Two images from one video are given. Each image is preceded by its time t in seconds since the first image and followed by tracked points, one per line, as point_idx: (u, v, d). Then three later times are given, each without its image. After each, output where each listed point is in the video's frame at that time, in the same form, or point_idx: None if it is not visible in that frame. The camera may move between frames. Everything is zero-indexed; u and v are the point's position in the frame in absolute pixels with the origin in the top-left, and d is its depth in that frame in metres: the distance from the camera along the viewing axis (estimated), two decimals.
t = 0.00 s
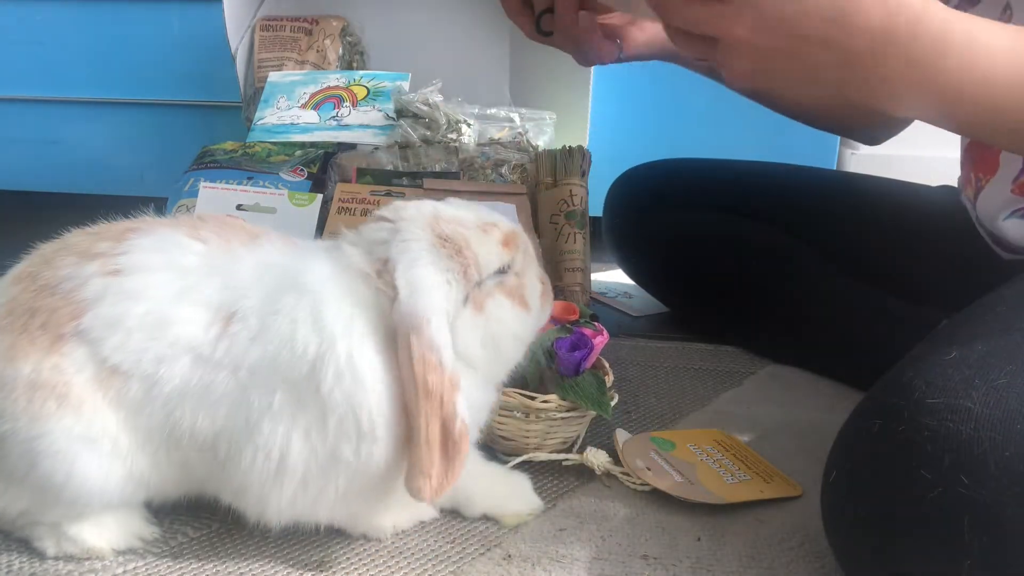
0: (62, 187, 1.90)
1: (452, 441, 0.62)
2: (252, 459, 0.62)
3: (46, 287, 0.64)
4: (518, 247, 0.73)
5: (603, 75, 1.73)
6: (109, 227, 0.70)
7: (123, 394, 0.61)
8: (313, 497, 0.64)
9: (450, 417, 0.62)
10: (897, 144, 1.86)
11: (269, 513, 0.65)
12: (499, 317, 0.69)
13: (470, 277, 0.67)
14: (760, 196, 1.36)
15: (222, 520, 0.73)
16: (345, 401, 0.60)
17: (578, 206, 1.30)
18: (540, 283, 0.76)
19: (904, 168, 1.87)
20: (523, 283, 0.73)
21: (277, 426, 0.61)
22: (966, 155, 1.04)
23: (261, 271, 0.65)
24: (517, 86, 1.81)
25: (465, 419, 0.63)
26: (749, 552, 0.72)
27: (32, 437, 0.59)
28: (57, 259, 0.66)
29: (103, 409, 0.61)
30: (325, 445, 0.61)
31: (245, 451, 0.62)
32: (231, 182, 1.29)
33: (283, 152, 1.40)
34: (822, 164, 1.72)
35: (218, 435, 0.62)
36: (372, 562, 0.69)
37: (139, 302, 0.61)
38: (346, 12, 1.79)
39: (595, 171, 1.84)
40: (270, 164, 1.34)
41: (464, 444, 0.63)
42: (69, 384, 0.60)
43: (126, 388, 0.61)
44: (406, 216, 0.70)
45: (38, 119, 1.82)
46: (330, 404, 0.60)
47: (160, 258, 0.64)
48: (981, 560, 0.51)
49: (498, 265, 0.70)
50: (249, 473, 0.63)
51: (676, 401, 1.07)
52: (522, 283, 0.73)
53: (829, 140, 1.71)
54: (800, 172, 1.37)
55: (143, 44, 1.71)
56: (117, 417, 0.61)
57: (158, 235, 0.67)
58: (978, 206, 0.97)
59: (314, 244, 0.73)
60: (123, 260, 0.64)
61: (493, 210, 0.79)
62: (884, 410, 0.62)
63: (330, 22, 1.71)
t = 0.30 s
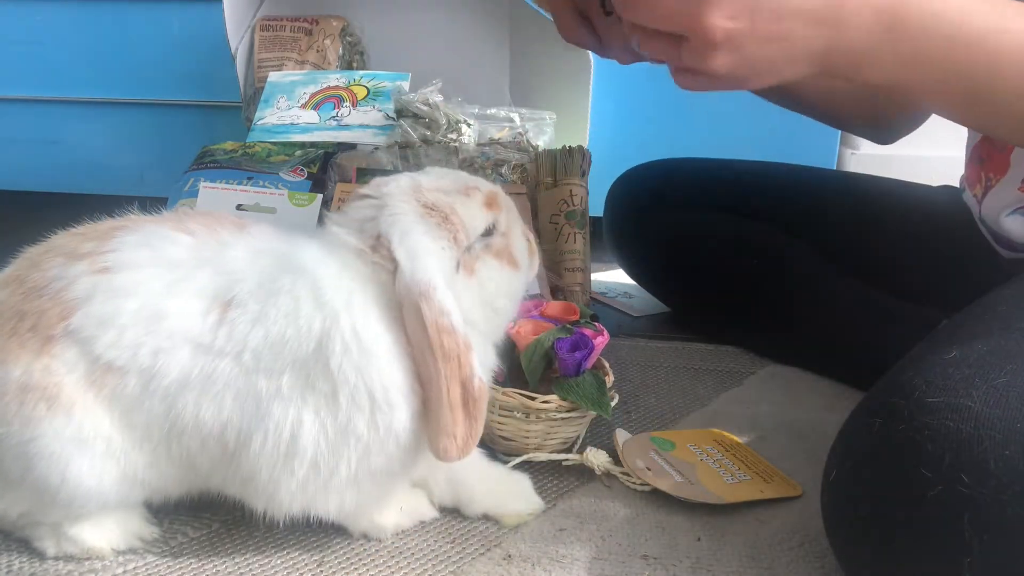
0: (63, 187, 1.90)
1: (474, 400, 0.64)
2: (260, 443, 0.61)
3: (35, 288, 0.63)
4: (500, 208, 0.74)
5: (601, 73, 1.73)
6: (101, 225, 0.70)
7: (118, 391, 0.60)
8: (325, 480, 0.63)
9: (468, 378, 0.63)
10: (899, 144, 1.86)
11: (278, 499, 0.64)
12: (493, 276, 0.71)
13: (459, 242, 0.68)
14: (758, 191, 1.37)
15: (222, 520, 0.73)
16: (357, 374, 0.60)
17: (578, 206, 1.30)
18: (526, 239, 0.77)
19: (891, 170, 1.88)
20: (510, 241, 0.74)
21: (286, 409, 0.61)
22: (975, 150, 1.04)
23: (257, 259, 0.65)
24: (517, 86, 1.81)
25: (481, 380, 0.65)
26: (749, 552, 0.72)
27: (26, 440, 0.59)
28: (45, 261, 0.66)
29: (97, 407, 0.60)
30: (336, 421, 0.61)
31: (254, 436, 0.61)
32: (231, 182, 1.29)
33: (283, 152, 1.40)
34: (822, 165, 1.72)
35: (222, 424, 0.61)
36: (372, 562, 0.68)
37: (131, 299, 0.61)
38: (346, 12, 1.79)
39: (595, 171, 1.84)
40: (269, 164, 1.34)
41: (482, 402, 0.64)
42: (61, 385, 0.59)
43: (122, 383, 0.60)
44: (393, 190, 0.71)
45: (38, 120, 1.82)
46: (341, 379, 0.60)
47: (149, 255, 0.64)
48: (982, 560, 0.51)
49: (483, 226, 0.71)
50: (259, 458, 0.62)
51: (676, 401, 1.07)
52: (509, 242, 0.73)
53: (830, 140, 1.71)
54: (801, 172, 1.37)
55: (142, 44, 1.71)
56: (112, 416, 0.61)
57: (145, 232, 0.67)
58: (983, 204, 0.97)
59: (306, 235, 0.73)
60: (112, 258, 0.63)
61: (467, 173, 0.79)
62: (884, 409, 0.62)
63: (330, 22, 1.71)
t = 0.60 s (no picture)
0: (64, 187, 1.90)
1: (461, 396, 0.64)
2: (255, 442, 0.61)
3: (29, 290, 0.63)
4: (501, 210, 0.72)
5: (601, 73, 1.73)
6: (97, 225, 0.69)
7: (115, 391, 0.60)
8: (322, 476, 0.63)
9: (458, 374, 0.63)
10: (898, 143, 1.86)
11: (277, 496, 0.64)
12: (489, 279, 0.69)
13: (455, 239, 0.67)
14: (752, 195, 1.37)
15: (222, 520, 0.74)
16: (348, 372, 0.60)
17: (577, 206, 1.30)
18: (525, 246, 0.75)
19: (873, 166, 1.86)
20: (507, 244, 0.72)
21: (279, 408, 0.61)
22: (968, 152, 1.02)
23: (250, 256, 0.65)
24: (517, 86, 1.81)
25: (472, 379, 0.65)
26: (749, 552, 0.72)
27: (23, 441, 0.59)
28: (41, 262, 0.65)
29: (92, 408, 0.60)
30: (329, 418, 0.61)
31: (249, 435, 0.61)
32: (232, 182, 1.29)
33: (283, 152, 1.40)
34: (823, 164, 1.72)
35: (214, 423, 0.61)
36: (372, 562, 0.68)
37: (125, 299, 0.60)
38: (346, 12, 1.79)
39: (595, 171, 1.84)
40: (270, 164, 1.34)
41: (472, 401, 0.64)
42: (59, 386, 0.59)
43: (118, 384, 0.60)
44: (390, 180, 0.69)
45: (38, 120, 1.82)
46: (332, 376, 0.60)
47: (144, 255, 0.63)
48: (982, 562, 0.51)
49: (481, 227, 0.69)
50: (254, 457, 0.62)
51: (675, 401, 1.07)
52: (506, 245, 0.72)
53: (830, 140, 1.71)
54: (801, 172, 1.37)
55: (143, 44, 1.71)
56: (109, 417, 0.61)
57: (138, 232, 0.66)
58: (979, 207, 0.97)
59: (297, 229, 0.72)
60: (107, 258, 0.63)
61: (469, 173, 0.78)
62: (884, 411, 0.62)
63: (330, 22, 1.71)
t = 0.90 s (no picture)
0: (64, 187, 1.90)
1: (433, 404, 0.63)
2: (230, 441, 0.61)
3: (10, 286, 0.63)
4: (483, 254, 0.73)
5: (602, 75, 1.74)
6: (79, 219, 0.69)
7: (91, 385, 0.60)
8: (299, 480, 0.63)
9: (434, 381, 0.63)
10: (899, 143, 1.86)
11: (257, 497, 0.64)
12: (459, 311, 0.69)
13: (443, 258, 0.68)
14: (750, 197, 1.37)
15: (222, 520, 0.74)
16: (325, 373, 0.59)
17: (577, 206, 1.30)
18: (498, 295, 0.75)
19: (873, 166, 1.86)
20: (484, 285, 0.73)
21: (256, 407, 0.60)
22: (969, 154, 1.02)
23: (236, 250, 0.64)
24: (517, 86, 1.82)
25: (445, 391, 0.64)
26: (749, 552, 0.72)
27: (6, 438, 0.59)
28: (21, 259, 0.65)
29: (70, 402, 0.59)
30: (304, 420, 0.61)
31: (226, 433, 0.61)
32: (231, 182, 1.29)
33: (283, 152, 1.40)
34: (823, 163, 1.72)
35: (190, 420, 0.60)
36: (372, 562, 0.68)
37: (105, 289, 0.60)
38: (346, 12, 1.79)
39: (596, 172, 1.84)
40: (270, 164, 1.34)
41: (444, 412, 0.64)
42: (38, 379, 0.59)
43: (94, 377, 0.60)
44: (387, 194, 0.70)
45: (39, 120, 1.82)
46: (309, 377, 0.59)
47: (122, 248, 0.62)
48: (980, 561, 0.51)
49: (466, 262, 0.70)
50: (231, 455, 0.61)
51: (675, 401, 1.07)
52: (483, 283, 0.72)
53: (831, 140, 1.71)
54: (802, 172, 1.37)
55: (143, 44, 1.71)
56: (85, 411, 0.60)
57: (121, 223, 0.65)
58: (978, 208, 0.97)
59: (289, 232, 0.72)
60: (85, 250, 0.62)
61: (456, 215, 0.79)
62: (883, 410, 0.62)
63: (330, 22, 1.71)
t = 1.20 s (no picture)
0: (64, 187, 1.90)
1: (429, 439, 0.64)
2: (209, 443, 0.59)
3: None
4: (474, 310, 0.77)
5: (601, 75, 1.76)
6: (62, 214, 0.68)
7: (67, 379, 0.57)
8: (276, 488, 0.62)
9: (430, 415, 0.64)
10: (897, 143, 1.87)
11: (230, 501, 0.63)
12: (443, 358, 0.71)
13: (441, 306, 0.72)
14: (751, 194, 1.37)
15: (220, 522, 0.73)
16: (326, 382, 0.60)
17: (578, 206, 1.30)
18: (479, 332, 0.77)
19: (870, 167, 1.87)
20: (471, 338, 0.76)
21: (245, 410, 0.60)
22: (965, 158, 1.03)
23: (236, 253, 0.63)
24: (517, 86, 1.81)
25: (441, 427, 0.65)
26: (749, 552, 0.72)
27: None
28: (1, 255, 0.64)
29: (48, 398, 0.58)
30: (293, 429, 0.61)
31: (207, 435, 0.59)
32: (231, 182, 1.29)
33: (283, 152, 1.40)
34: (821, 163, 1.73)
35: (172, 418, 0.59)
36: (372, 562, 0.68)
37: (87, 280, 0.58)
38: (346, 12, 1.79)
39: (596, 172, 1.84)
40: (269, 164, 1.34)
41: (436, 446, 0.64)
42: (11, 379, 0.58)
43: (70, 368, 0.57)
44: (399, 236, 0.74)
45: (38, 120, 1.82)
46: (308, 386, 0.60)
47: (100, 240, 0.61)
48: (981, 562, 0.51)
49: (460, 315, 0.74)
50: (209, 457, 0.60)
51: (675, 401, 1.07)
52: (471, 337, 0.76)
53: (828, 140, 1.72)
54: (802, 172, 1.37)
55: (143, 44, 1.71)
56: (60, 406, 0.58)
57: (106, 217, 0.64)
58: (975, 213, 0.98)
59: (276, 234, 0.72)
60: (66, 243, 0.61)
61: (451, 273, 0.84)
62: (883, 413, 0.62)
63: (330, 22, 1.71)
